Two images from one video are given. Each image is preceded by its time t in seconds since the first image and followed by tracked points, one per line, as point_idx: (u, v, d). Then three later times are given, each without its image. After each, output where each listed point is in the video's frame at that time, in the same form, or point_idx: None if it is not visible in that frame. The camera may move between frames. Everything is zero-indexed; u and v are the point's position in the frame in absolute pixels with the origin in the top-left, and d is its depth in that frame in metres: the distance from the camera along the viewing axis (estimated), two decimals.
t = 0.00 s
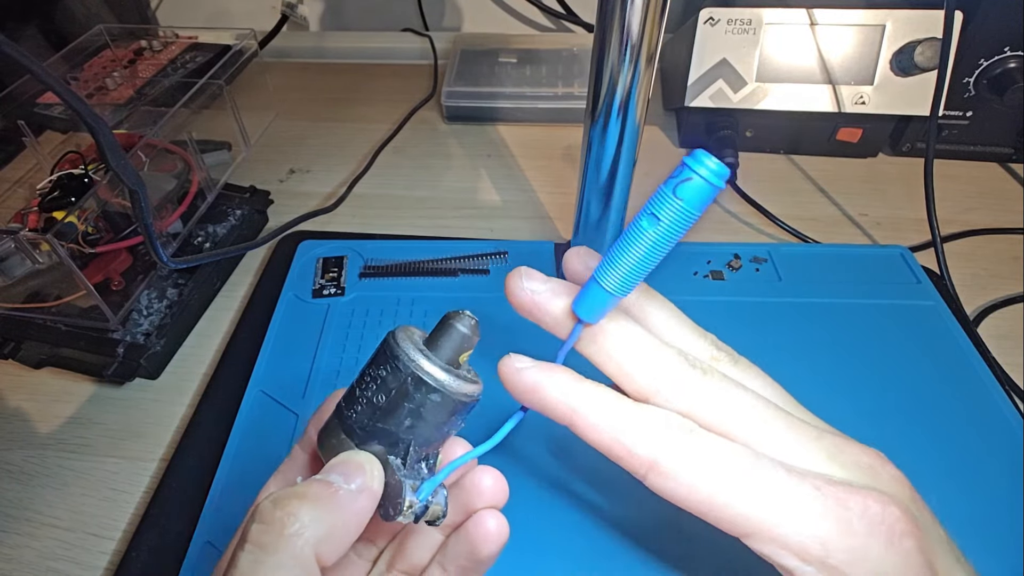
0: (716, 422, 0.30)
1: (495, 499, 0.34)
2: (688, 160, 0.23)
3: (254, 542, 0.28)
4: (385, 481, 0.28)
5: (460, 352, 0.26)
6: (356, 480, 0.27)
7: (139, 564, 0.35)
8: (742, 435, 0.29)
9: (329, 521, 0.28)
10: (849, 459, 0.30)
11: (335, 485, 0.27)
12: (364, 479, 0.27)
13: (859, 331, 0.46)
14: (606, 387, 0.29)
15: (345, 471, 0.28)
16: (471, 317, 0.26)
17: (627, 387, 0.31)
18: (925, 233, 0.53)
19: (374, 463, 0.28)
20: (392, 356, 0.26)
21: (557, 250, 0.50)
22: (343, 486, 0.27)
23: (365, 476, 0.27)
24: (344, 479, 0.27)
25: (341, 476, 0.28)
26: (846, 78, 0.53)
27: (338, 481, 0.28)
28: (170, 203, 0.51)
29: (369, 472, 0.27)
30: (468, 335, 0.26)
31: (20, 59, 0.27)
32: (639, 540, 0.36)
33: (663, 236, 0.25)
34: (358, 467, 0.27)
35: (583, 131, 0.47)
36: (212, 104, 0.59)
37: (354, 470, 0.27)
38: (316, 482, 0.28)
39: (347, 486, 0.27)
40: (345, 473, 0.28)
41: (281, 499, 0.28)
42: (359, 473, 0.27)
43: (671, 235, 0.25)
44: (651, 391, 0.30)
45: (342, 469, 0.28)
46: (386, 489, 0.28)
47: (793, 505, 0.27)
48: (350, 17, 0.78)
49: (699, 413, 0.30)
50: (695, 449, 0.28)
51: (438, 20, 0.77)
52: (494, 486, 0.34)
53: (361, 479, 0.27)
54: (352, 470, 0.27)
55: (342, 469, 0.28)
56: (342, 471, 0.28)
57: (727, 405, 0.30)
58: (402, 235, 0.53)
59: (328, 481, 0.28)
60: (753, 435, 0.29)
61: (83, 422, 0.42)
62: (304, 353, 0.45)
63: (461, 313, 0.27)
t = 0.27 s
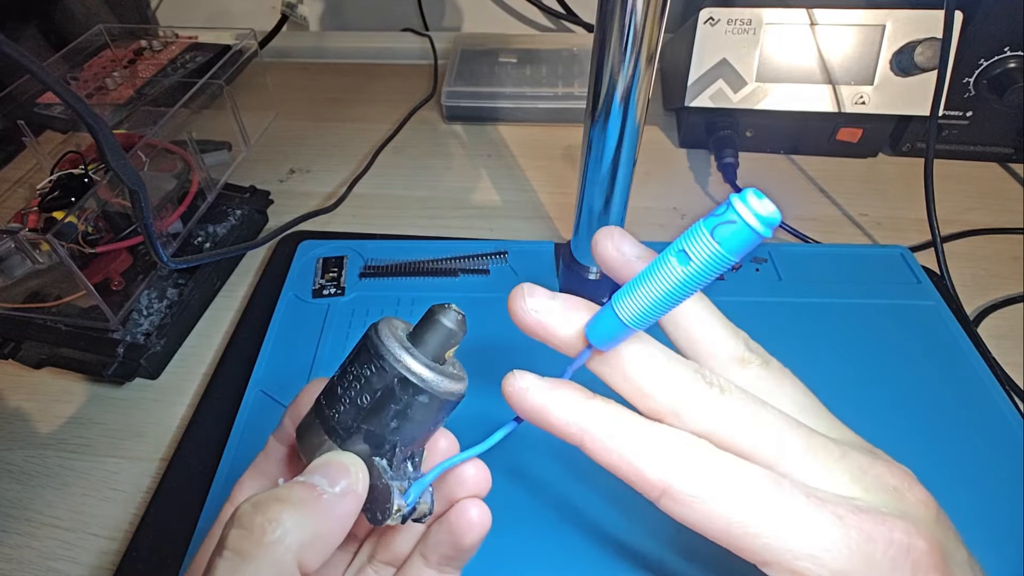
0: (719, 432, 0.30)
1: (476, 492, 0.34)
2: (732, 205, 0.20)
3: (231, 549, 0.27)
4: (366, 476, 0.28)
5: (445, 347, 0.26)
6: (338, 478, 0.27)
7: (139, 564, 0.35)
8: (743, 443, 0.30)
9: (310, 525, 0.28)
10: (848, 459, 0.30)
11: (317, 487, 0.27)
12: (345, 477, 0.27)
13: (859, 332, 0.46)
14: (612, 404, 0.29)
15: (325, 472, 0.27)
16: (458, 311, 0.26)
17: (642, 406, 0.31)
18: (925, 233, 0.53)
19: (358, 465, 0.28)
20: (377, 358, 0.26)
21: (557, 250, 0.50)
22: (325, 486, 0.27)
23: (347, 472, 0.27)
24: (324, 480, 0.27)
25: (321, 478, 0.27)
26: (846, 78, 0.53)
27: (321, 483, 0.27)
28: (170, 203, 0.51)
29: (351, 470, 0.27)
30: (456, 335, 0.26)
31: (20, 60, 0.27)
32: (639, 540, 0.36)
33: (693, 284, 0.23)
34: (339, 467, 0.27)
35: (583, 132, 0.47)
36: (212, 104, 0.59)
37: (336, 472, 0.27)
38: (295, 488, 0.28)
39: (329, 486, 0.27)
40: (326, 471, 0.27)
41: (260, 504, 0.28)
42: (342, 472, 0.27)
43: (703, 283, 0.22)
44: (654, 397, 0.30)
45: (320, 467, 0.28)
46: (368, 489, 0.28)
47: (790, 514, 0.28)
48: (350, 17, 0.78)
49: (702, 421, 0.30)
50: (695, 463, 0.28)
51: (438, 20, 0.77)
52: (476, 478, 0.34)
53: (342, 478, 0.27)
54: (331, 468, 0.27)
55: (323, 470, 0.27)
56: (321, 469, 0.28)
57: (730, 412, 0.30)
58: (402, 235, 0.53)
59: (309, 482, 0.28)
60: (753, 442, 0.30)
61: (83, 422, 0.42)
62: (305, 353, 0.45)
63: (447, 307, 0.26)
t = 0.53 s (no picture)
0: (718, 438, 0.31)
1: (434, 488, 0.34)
2: (841, 343, 0.25)
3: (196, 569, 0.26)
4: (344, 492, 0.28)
5: (410, 353, 0.24)
6: (318, 504, 0.28)
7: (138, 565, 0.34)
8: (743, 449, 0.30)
9: (279, 547, 0.28)
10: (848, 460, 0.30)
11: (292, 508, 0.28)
12: (327, 502, 0.28)
13: (862, 333, 0.46)
14: (615, 416, 0.29)
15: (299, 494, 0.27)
16: (427, 316, 0.24)
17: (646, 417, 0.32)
18: (926, 233, 0.53)
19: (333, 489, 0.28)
20: (354, 392, 0.24)
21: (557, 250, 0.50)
22: (303, 512, 0.28)
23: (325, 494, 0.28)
24: (302, 501, 0.28)
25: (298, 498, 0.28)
26: (846, 78, 0.53)
27: (297, 505, 0.28)
28: (170, 203, 0.51)
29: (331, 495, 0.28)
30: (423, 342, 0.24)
31: (19, 59, 0.27)
32: (639, 541, 0.36)
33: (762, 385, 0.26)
34: (320, 492, 0.27)
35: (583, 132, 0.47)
36: (212, 103, 0.59)
37: (314, 497, 0.28)
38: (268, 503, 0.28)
39: (306, 508, 0.28)
40: (300, 493, 0.27)
41: (229, 518, 0.28)
42: (325, 497, 0.27)
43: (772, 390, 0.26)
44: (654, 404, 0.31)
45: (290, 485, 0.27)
46: (342, 517, 0.29)
47: (792, 519, 0.28)
48: (350, 17, 0.78)
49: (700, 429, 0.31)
50: (698, 472, 0.28)
51: (438, 20, 0.77)
52: (435, 479, 0.34)
53: (318, 505, 0.28)
54: (309, 488, 0.28)
55: (296, 491, 0.27)
56: (293, 488, 0.27)
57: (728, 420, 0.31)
58: (402, 235, 0.53)
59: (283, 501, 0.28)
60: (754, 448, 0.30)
61: (83, 422, 0.41)
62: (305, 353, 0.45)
63: (414, 310, 0.24)
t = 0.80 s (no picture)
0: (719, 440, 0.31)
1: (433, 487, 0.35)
2: (837, 347, 0.25)
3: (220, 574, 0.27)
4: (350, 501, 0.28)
5: (427, 372, 0.24)
6: (341, 518, 0.28)
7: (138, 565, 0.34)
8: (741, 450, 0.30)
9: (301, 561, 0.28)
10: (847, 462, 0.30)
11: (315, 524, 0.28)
12: (346, 512, 0.28)
13: (862, 333, 0.46)
14: (612, 416, 0.29)
15: (321, 508, 0.28)
16: (450, 337, 0.24)
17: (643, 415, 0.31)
18: (926, 233, 0.53)
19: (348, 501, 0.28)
20: (386, 420, 0.24)
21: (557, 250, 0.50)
22: (325, 528, 0.28)
23: (343, 505, 0.28)
24: (326, 517, 0.28)
25: (322, 512, 0.28)
26: (846, 78, 0.53)
27: (317, 520, 0.28)
28: (170, 203, 0.51)
29: (342, 506, 0.28)
30: (444, 363, 0.24)
31: (20, 59, 0.27)
32: (639, 541, 0.36)
33: (759, 392, 0.26)
34: (337, 504, 0.28)
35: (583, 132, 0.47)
36: (212, 103, 0.59)
37: (337, 512, 0.28)
38: (289, 516, 0.28)
39: (327, 523, 0.28)
40: (317, 504, 0.28)
41: (257, 526, 0.28)
42: (343, 510, 0.28)
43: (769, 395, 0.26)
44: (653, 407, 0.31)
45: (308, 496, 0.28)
46: (358, 531, 0.29)
47: (787, 518, 0.28)
48: (350, 17, 0.78)
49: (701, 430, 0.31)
50: (695, 470, 0.28)
51: (438, 20, 0.77)
52: (434, 476, 0.34)
53: (341, 517, 0.28)
54: (323, 499, 0.28)
55: (318, 504, 0.28)
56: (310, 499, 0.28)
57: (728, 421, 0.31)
58: (402, 235, 0.53)
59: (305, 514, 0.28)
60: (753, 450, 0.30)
61: (83, 422, 0.41)
62: (305, 353, 0.45)
63: (437, 331, 0.24)
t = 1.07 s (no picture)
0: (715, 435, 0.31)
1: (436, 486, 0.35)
2: (831, 341, 0.25)
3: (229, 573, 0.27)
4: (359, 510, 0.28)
5: (438, 378, 0.24)
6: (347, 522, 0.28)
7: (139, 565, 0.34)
8: (736, 444, 0.30)
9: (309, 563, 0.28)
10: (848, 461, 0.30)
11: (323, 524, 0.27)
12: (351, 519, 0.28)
13: (861, 333, 0.46)
14: (611, 415, 0.29)
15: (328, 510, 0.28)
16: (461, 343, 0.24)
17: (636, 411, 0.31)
18: (926, 233, 0.53)
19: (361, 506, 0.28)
20: (397, 424, 0.24)
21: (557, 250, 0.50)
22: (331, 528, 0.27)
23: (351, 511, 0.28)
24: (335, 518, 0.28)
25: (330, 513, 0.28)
26: (846, 78, 0.53)
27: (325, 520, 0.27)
28: (169, 203, 0.51)
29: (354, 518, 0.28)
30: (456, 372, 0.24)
31: (19, 59, 0.27)
32: (639, 538, 0.36)
33: (757, 386, 0.26)
34: (344, 509, 0.28)
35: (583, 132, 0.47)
36: (212, 103, 0.59)
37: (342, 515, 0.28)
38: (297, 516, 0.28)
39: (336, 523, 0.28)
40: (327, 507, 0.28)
41: (269, 527, 0.27)
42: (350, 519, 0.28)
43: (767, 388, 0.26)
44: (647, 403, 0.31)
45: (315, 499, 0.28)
46: (367, 533, 0.29)
47: (783, 515, 0.28)
48: (350, 17, 0.78)
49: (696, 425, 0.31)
50: (692, 468, 0.28)
51: (438, 20, 0.77)
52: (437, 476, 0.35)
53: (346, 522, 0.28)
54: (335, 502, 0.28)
55: (326, 507, 0.28)
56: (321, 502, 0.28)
57: (717, 412, 0.31)
58: (402, 235, 0.53)
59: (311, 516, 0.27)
60: (751, 444, 0.30)
61: (83, 422, 0.41)
62: (305, 354, 0.45)
63: (448, 336, 0.24)
